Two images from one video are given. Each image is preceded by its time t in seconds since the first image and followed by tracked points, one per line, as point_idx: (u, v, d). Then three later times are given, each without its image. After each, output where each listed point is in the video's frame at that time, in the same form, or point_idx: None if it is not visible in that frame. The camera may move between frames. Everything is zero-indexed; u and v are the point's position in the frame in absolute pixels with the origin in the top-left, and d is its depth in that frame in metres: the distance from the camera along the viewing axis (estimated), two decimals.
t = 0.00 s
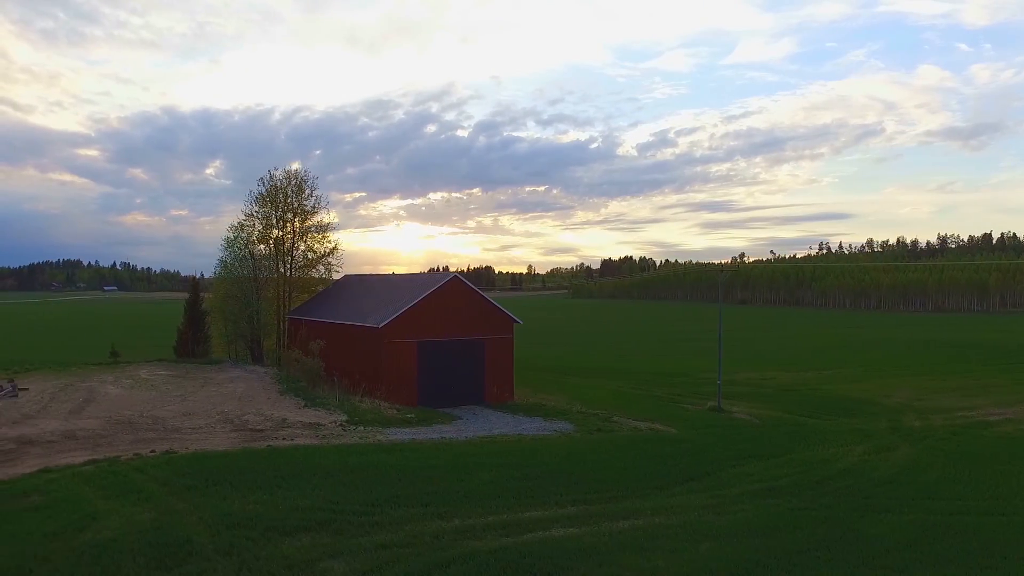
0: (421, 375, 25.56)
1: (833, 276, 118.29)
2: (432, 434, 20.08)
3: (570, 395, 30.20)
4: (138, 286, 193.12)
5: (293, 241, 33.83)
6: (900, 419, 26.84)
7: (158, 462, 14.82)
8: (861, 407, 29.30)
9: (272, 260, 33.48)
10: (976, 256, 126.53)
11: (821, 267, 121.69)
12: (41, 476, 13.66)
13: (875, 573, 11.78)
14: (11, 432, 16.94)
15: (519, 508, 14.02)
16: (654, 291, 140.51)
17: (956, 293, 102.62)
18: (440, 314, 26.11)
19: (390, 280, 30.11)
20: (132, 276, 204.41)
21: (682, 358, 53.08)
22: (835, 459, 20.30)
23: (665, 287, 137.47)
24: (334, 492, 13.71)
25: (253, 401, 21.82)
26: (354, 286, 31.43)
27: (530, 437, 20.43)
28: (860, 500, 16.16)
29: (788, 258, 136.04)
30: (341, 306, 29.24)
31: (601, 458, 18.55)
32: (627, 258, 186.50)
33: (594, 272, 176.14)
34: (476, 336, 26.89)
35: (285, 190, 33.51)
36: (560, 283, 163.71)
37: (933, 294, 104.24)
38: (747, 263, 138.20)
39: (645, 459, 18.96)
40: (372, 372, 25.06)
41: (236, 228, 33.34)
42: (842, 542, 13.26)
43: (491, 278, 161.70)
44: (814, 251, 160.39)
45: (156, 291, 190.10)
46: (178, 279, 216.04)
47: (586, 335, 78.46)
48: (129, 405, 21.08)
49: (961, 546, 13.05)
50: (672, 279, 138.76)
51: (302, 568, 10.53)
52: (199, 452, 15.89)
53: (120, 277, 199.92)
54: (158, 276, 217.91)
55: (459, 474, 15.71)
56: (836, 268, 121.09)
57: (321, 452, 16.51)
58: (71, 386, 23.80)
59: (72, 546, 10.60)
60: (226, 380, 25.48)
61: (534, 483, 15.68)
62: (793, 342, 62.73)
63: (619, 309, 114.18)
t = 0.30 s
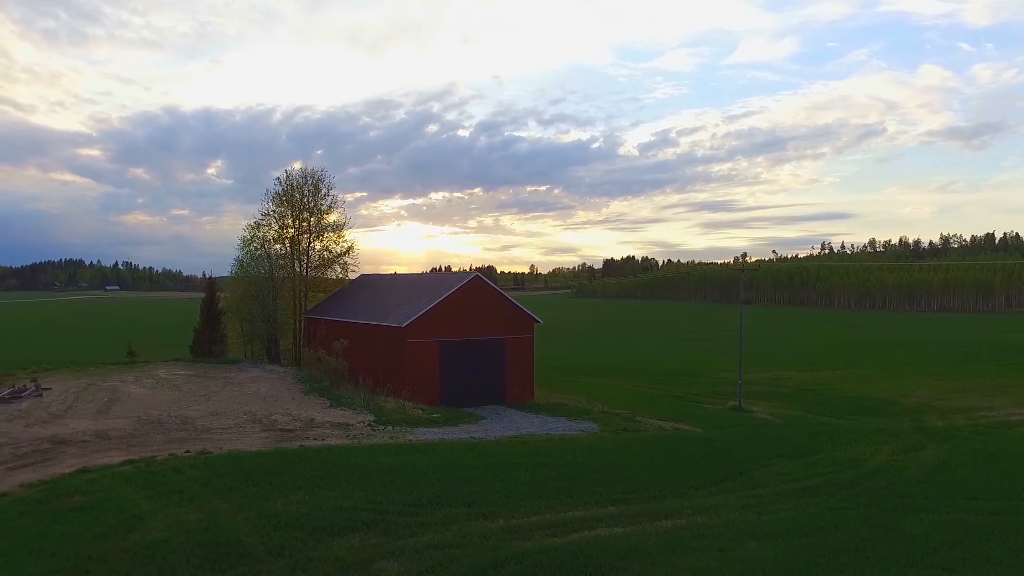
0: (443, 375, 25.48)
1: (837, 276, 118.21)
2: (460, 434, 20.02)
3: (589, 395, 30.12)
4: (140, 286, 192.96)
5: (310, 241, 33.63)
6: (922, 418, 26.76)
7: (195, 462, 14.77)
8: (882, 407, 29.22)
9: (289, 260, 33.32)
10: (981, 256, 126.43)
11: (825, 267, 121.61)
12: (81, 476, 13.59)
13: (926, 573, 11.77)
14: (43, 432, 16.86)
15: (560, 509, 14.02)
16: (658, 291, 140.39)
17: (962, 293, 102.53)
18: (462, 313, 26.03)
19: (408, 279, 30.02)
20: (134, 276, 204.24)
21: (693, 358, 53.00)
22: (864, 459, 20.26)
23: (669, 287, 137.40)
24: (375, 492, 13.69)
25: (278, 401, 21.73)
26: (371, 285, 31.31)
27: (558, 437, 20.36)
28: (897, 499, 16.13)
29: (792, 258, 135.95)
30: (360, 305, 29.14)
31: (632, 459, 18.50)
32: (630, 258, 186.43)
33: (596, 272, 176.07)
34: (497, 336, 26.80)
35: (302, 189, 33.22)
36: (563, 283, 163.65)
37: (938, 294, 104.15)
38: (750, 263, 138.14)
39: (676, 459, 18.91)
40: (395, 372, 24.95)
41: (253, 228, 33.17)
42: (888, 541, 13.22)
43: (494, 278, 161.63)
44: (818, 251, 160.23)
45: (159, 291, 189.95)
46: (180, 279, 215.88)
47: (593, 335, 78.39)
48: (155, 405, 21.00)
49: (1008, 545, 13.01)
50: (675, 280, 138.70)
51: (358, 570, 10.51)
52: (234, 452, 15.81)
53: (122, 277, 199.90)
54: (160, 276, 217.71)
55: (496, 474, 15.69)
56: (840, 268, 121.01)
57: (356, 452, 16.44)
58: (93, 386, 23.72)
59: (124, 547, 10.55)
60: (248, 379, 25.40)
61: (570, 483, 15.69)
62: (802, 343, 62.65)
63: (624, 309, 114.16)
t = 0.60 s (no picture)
0: (466, 375, 25.44)
1: (842, 275, 118.16)
2: (490, 434, 19.99)
3: (608, 395, 30.09)
4: (142, 286, 192.87)
5: (328, 240, 33.54)
6: (944, 418, 26.74)
7: (234, 462, 14.72)
8: (902, 407, 29.18)
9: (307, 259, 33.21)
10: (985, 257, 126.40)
11: (829, 267, 121.58)
12: (123, 477, 13.52)
13: (977, 572, 11.78)
14: (76, 433, 16.77)
15: (602, 509, 14.02)
16: (662, 291, 140.33)
17: (967, 293, 102.47)
18: (485, 313, 25.98)
19: (427, 279, 29.96)
20: (136, 276, 204.21)
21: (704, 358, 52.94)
22: (893, 459, 20.24)
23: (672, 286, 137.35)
24: (419, 492, 13.68)
25: (305, 401, 21.68)
26: (390, 285, 31.23)
27: (587, 437, 20.32)
28: (935, 499, 16.13)
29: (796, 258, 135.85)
30: (380, 306, 29.09)
31: (665, 459, 18.46)
32: (632, 258, 186.36)
33: (599, 272, 176.00)
34: (520, 336, 26.75)
35: (318, 188, 33.19)
36: (566, 283, 163.59)
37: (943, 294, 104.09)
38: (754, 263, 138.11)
39: (707, 459, 18.89)
40: (418, 372, 24.88)
41: (271, 228, 33.07)
42: (933, 540, 13.22)
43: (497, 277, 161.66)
44: (820, 252, 160.21)
45: (161, 291, 189.84)
46: (181, 279, 215.78)
47: (599, 335, 78.35)
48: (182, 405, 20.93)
49: None
50: (679, 280, 138.60)
51: (414, 570, 10.48)
52: (271, 452, 15.75)
53: (124, 277, 199.85)
54: (161, 276, 217.57)
55: (534, 475, 15.67)
56: (845, 268, 120.95)
57: (392, 453, 16.40)
58: (117, 386, 23.66)
59: (178, 548, 10.50)
60: (270, 379, 25.33)
61: (608, 484, 15.69)
62: (811, 343, 62.61)
63: (628, 309, 114.10)
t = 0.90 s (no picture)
0: (491, 375, 25.39)
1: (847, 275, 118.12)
2: (521, 433, 19.96)
3: (629, 395, 30.04)
4: (145, 286, 192.72)
5: (346, 240, 33.37)
6: (969, 418, 26.68)
7: (276, 463, 14.66)
8: (924, 407, 29.13)
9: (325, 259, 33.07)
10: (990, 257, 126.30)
11: (834, 267, 121.52)
12: (168, 477, 13.45)
13: None
14: (111, 433, 16.71)
15: (647, 509, 14.03)
16: (666, 291, 140.29)
17: (973, 293, 102.37)
18: (509, 313, 25.96)
19: (448, 278, 29.93)
20: (138, 276, 204.12)
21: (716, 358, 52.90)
22: (925, 459, 20.20)
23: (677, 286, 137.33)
24: (464, 492, 13.68)
25: (332, 401, 21.61)
26: (410, 285, 31.17)
27: (618, 437, 20.28)
28: (974, 498, 16.11)
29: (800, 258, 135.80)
30: (402, 305, 29.05)
31: (698, 460, 18.41)
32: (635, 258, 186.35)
33: (602, 272, 175.96)
34: (543, 336, 26.73)
35: (336, 188, 33.07)
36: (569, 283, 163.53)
37: (949, 294, 103.98)
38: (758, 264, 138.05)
39: (740, 460, 18.84)
40: (442, 371, 24.84)
41: (289, 228, 32.95)
42: (982, 539, 13.21)
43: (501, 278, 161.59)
44: (824, 252, 160.13)
45: (164, 291, 189.75)
46: (184, 279, 215.76)
47: (608, 335, 78.31)
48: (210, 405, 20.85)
49: None
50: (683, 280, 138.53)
51: (474, 571, 10.50)
52: (310, 452, 15.68)
53: (127, 277, 199.76)
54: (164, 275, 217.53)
55: (573, 475, 15.65)
56: (850, 268, 120.90)
57: (430, 453, 16.36)
58: (142, 386, 23.59)
59: (237, 550, 10.45)
60: (294, 378, 25.26)
61: (648, 484, 15.69)
62: (822, 343, 62.56)
63: (633, 309, 114.06)
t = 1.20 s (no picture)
0: (515, 375, 25.39)
1: (852, 275, 118.02)
2: (552, 434, 19.96)
3: (650, 395, 30.00)
4: (148, 286, 192.52)
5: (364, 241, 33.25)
6: (994, 418, 26.63)
7: (318, 464, 14.61)
8: (946, 407, 29.07)
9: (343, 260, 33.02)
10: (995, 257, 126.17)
11: (839, 267, 121.46)
12: (214, 477, 13.37)
13: None
14: (148, 434, 16.61)
15: (692, 509, 14.05)
16: (670, 291, 140.26)
17: (979, 293, 102.24)
18: (533, 313, 25.99)
19: (469, 279, 29.95)
20: (141, 276, 203.93)
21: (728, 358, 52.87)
22: (957, 459, 20.16)
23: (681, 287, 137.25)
24: (511, 492, 13.70)
25: (361, 401, 21.53)
26: (430, 286, 31.13)
27: (649, 438, 20.24)
28: (1014, 498, 16.09)
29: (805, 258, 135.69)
30: (423, 306, 29.05)
31: (733, 462, 18.37)
32: (638, 258, 186.27)
33: (605, 272, 175.85)
34: (566, 336, 26.78)
35: (354, 188, 32.93)
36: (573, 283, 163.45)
37: (955, 294, 103.83)
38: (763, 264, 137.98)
39: (775, 461, 18.80)
40: (467, 371, 24.83)
41: (307, 229, 32.92)
42: None
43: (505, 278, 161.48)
44: (827, 252, 160.01)
45: (167, 291, 189.55)
46: (185, 279, 215.65)
47: (616, 335, 78.21)
48: (240, 404, 20.75)
49: None
50: (688, 280, 138.43)
51: (537, 571, 10.54)
52: (351, 453, 15.62)
53: (129, 277, 199.54)
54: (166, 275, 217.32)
55: (613, 476, 15.68)
56: (855, 268, 120.82)
57: (469, 454, 16.34)
58: (167, 386, 23.49)
59: (297, 550, 10.41)
60: (319, 378, 25.19)
61: (688, 484, 15.70)
62: (831, 343, 62.57)
63: (638, 309, 113.98)
